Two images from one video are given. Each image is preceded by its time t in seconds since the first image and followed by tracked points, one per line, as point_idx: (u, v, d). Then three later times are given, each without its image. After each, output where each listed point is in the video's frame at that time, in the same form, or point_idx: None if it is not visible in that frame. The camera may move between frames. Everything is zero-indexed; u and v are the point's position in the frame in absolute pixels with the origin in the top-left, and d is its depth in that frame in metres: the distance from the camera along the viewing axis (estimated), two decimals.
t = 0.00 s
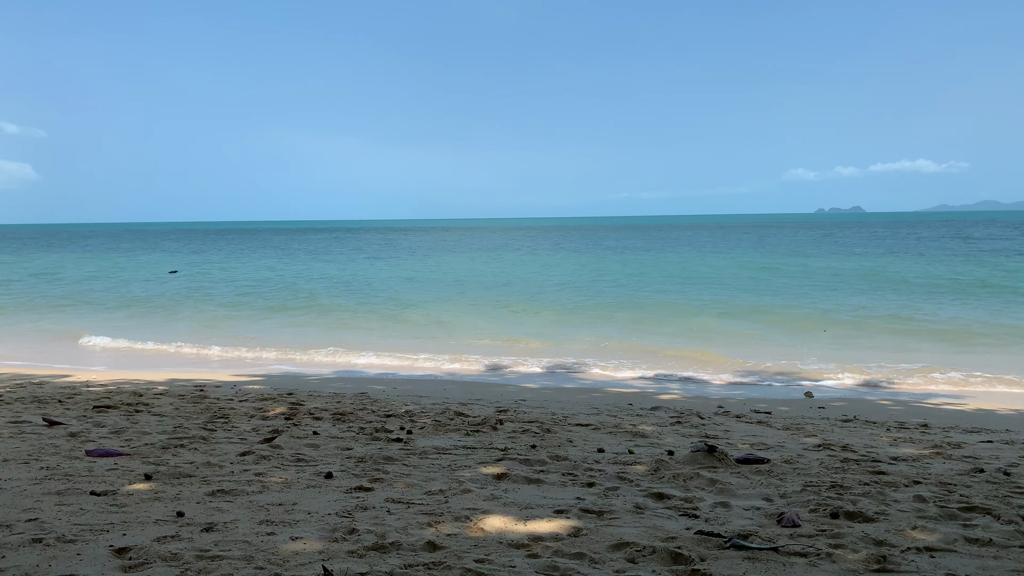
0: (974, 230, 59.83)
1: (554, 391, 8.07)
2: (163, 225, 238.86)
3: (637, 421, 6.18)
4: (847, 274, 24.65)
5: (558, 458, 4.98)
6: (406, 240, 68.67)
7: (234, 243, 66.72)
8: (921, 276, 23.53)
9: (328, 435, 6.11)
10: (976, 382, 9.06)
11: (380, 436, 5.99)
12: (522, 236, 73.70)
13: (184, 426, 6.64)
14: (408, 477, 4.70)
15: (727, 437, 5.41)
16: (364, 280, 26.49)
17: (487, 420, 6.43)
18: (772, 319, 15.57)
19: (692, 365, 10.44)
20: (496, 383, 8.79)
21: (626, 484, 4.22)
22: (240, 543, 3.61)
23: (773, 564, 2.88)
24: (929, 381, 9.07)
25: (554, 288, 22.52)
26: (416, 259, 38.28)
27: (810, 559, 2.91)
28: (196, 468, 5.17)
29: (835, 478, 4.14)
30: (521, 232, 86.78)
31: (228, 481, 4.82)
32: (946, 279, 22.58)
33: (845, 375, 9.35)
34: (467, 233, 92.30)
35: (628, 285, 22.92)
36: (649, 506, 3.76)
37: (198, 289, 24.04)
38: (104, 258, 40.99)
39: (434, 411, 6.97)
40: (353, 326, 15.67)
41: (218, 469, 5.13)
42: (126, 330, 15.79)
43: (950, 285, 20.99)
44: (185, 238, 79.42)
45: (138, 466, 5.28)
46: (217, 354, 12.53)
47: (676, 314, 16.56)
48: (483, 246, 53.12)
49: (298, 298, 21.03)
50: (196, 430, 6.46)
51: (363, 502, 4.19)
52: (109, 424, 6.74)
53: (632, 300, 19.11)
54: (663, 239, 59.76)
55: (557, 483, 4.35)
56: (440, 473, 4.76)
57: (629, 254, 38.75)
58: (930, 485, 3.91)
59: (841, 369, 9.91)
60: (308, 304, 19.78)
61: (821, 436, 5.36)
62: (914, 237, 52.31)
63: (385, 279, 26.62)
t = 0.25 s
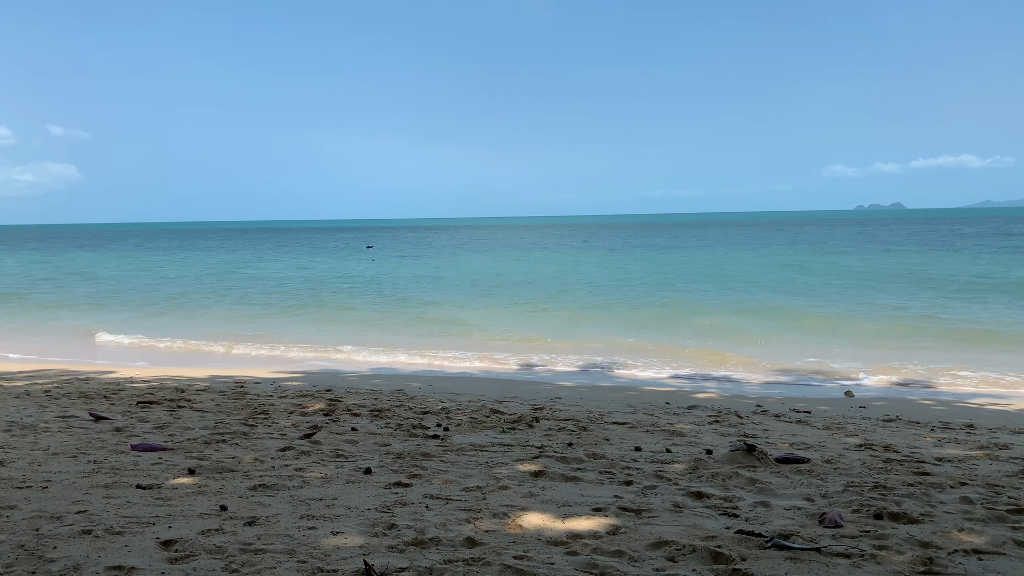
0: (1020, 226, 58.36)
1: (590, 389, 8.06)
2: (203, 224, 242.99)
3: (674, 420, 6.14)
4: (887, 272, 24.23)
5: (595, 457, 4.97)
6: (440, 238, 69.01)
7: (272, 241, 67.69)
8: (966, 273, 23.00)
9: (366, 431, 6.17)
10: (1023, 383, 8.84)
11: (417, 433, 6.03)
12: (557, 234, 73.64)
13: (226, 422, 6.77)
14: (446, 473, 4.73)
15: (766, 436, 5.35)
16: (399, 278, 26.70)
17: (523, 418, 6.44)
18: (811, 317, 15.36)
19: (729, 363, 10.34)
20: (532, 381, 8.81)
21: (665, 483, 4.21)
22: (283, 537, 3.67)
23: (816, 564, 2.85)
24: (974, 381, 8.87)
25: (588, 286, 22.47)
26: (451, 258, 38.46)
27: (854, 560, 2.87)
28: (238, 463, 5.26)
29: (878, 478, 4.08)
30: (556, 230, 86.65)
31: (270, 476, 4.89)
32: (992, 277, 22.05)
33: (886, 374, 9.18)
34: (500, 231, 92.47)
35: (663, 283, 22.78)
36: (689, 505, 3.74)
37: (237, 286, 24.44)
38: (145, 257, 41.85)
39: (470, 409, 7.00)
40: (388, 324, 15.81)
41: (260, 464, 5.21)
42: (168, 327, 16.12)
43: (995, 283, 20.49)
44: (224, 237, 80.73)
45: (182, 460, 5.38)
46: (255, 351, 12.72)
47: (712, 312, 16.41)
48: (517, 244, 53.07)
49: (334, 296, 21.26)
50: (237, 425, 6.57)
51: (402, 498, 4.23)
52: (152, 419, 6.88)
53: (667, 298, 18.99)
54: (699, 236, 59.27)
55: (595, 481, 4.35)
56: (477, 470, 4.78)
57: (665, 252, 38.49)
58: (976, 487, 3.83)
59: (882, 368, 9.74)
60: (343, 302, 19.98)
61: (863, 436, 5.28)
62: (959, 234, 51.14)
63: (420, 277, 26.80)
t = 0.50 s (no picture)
0: None
1: (627, 387, 8.03)
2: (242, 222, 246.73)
3: (714, 418, 6.09)
4: (930, 269, 23.77)
5: (634, 454, 4.95)
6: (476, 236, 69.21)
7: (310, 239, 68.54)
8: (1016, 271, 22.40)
9: (405, 427, 6.23)
10: None
11: (455, 429, 6.07)
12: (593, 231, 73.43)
13: (268, 416, 6.88)
14: (485, 469, 4.75)
15: (808, 435, 5.28)
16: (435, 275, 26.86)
17: (561, 415, 6.44)
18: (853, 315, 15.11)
19: (768, 362, 10.22)
20: (569, 378, 8.80)
21: (706, 481, 4.18)
22: (325, 530, 3.71)
23: (863, 565, 2.81)
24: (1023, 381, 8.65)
25: (623, 283, 22.37)
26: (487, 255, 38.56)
27: (902, 561, 2.82)
28: (281, 457, 5.34)
29: (925, 479, 4.00)
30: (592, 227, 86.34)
31: (312, 470, 4.96)
32: None
33: (930, 373, 9.00)
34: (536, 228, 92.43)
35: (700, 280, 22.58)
36: (731, 504, 3.71)
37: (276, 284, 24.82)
38: (186, 255, 42.66)
39: (508, 405, 7.02)
40: (424, 321, 15.92)
41: (302, 459, 5.29)
42: (210, 323, 16.42)
43: None
44: (264, 235, 81.92)
45: (226, 455, 5.48)
46: (295, 348, 12.91)
47: (750, 310, 16.24)
48: (551, 241, 53.04)
49: (372, 293, 21.47)
50: (279, 420, 6.68)
51: (442, 493, 4.26)
52: (197, 413, 7.02)
53: (704, 296, 18.83)
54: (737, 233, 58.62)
55: (635, 479, 4.33)
56: (517, 466, 4.80)
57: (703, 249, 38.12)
58: None
59: (927, 367, 9.54)
60: (380, 299, 20.15)
61: (908, 436, 5.18)
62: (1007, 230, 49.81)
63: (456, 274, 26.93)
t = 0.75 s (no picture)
0: None
1: (667, 385, 7.98)
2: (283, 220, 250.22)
3: (757, 416, 6.02)
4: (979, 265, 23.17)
5: (676, 453, 4.93)
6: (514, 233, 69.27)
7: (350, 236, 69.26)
8: None
9: (446, 423, 6.27)
10: None
11: (495, 425, 6.09)
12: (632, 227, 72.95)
13: (311, 412, 6.97)
14: (526, 466, 4.76)
15: (854, 435, 5.20)
16: (473, 272, 26.97)
17: (601, 413, 6.42)
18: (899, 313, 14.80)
19: (811, 360, 10.07)
20: (608, 375, 8.78)
21: (750, 480, 4.14)
22: (370, 524, 3.76)
23: (913, 567, 2.77)
24: None
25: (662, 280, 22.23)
26: (526, 252, 38.58)
27: (954, 564, 2.77)
28: (324, 452, 5.42)
29: (976, 480, 3.92)
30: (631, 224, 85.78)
31: (355, 465, 5.02)
32: None
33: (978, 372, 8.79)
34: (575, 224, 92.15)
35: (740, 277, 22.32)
36: (776, 503, 3.68)
37: (316, 280, 25.14)
38: (229, 252, 43.41)
39: (547, 402, 7.02)
40: (462, 317, 16.01)
41: (345, 453, 5.36)
42: (253, 320, 16.71)
43: None
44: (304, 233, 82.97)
45: (271, 449, 5.58)
46: (336, 343, 13.08)
47: (792, 307, 16.01)
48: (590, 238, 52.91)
49: (411, 290, 21.64)
50: (322, 415, 6.77)
51: (484, 489, 4.28)
52: (242, 408, 7.15)
53: (745, 293, 18.62)
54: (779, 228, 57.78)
55: (678, 477, 4.31)
56: (558, 463, 4.80)
57: (744, 245, 37.65)
58: None
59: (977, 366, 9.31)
60: (418, 296, 20.29)
61: (958, 436, 5.07)
62: None
63: (494, 271, 27.01)
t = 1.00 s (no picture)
0: None
1: (708, 383, 7.92)
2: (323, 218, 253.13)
3: (801, 416, 5.94)
4: None
5: (718, 451, 4.89)
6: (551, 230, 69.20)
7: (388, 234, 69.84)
8: None
9: (486, 419, 6.30)
10: None
11: (535, 422, 6.10)
12: (671, 224, 72.36)
13: (353, 407, 7.06)
14: (567, 463, 4.77)
15: (901, 434, 5.10)
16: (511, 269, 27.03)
17: (641, 411, 6.40)
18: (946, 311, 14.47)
19: (855, 359, 9.91)
20: (647, 373, 8.74)
21: (794, 480, 4.09)
22: (412, 519, 3.80)
23: (965, 570, 2.71)
24: None
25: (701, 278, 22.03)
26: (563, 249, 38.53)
27: (1007, 567, 2.71)
28: (365, 447, 5.48)
29: None
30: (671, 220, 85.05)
31: (397, 460, 5.08)
32: None
33: None
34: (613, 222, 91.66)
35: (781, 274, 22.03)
36: (821, 503, 3.63)
37: (355, 278, 25.42)
38: (270, 250, 44.03)
39: (587, 400, 7.02)
40: (499, 315, 16.05)
41: (387, 449, 5.41)
42: (294, 316, 16.96)
43: None
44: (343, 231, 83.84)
45: (314, 444, 5.66)
46: (375, 340, 13.23)
47: (834, 305, 15.76)
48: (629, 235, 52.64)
49: (448, 287, 21.76)
50: (363, 411, 6.85)
51: (525, 486, 4.30)
52: (285, 403, 7.27)
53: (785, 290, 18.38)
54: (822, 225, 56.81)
55: (720, 476, 4.28)
56: (598, 461, 4.80)
57: (786, 242, 37.07)
58: None
59: None
60: (455, 293, 20.40)
61: (1010, 437, 4.95)
62: None
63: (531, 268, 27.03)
